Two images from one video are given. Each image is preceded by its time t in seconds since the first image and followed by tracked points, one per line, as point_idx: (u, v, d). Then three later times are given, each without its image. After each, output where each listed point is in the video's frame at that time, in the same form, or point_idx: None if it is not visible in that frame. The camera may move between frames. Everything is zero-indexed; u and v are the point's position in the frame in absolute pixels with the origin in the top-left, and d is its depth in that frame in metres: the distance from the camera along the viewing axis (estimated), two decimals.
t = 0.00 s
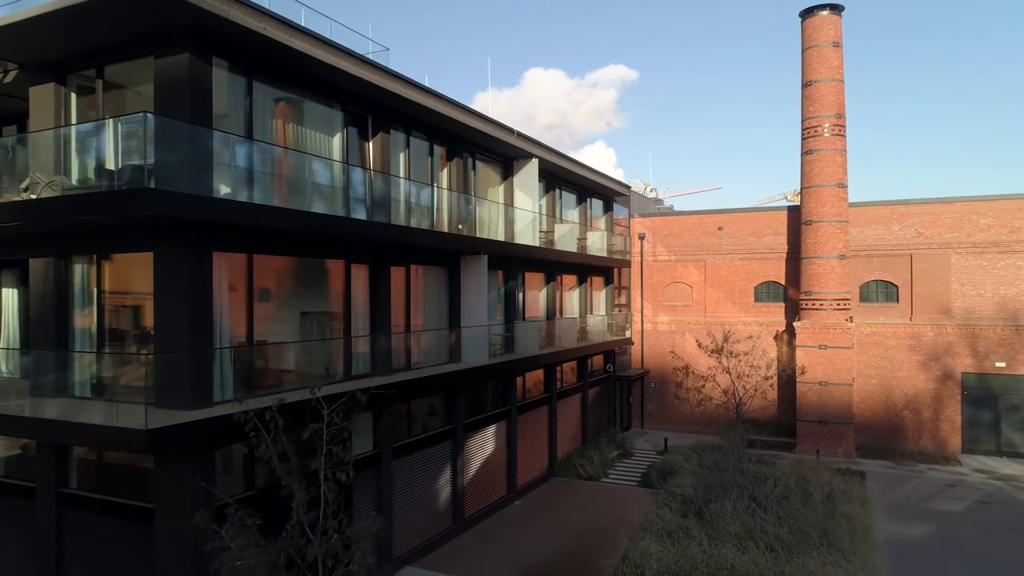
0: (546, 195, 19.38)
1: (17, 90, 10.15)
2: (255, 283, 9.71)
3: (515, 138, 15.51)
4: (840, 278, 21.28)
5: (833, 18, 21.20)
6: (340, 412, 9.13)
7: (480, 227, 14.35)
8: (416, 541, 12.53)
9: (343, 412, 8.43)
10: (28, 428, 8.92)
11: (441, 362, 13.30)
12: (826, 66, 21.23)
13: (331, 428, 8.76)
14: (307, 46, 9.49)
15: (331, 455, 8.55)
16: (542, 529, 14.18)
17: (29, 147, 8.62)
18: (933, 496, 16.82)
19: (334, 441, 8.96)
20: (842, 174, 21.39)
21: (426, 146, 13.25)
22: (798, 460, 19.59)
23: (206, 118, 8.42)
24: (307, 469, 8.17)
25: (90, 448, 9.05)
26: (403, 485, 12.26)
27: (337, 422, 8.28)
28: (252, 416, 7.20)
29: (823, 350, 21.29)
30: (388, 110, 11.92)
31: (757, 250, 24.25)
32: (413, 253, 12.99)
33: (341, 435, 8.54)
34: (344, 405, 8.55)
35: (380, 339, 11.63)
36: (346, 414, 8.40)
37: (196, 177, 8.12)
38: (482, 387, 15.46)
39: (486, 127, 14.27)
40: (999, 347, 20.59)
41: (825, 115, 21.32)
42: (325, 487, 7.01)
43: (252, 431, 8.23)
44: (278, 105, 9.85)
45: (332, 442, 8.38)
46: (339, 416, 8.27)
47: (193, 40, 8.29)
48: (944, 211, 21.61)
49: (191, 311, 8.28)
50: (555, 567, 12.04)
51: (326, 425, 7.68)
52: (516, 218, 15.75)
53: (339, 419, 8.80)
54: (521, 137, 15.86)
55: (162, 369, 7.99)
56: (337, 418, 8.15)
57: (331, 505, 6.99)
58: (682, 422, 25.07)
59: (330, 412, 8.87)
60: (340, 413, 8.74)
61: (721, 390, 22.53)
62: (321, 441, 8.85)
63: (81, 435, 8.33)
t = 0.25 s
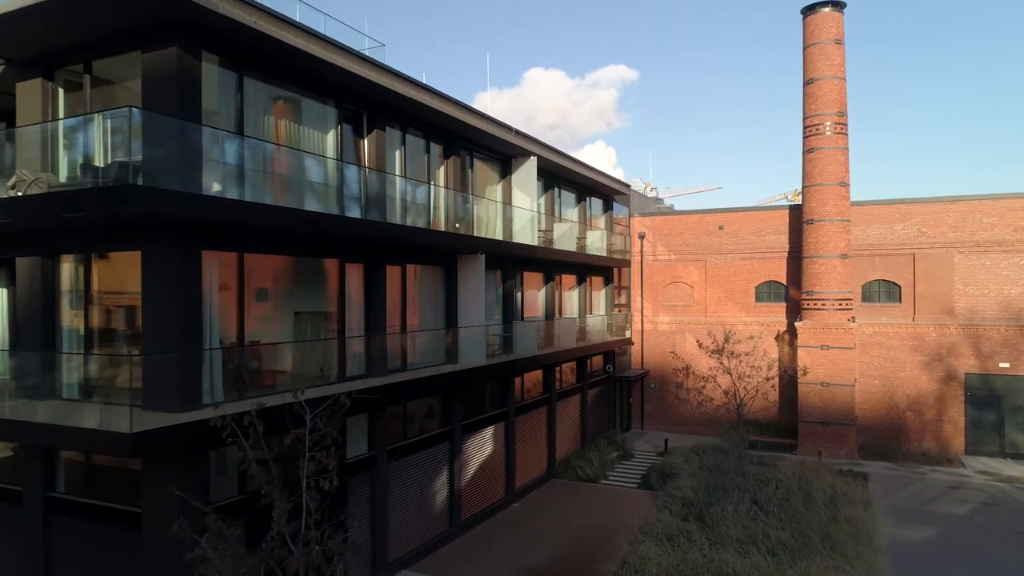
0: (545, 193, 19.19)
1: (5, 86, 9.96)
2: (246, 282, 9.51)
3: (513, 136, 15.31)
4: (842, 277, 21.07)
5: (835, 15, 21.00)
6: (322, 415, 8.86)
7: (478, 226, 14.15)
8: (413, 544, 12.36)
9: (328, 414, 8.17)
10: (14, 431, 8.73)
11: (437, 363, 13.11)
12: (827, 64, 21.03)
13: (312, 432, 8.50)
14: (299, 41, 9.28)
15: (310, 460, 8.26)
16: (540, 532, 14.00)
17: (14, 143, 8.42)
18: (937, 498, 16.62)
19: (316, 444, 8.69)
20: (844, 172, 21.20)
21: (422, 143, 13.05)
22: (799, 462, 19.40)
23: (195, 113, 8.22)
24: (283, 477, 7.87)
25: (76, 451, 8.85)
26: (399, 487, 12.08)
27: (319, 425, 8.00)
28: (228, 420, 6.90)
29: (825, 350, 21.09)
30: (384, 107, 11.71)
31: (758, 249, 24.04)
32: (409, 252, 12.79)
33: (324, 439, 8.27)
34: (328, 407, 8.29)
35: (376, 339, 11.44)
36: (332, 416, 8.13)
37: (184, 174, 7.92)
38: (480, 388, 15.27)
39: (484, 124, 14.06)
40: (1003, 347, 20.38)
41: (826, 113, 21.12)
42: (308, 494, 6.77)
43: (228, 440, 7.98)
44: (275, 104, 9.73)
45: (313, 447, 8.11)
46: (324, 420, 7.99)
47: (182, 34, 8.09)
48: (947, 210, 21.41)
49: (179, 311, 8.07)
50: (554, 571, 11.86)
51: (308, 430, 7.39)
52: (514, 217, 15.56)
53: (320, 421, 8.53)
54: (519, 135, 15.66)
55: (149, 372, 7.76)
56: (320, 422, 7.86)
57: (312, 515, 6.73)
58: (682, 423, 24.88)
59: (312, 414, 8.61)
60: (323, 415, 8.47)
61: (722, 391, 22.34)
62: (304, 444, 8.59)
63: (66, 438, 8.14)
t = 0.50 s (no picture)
0: (544, 192, 18.98)
1: None
2: (237, 281, 9.30)
3: (511, 134, 15.11)
4: (844, 277, 20.87)
5: (837, 12, 20.80)
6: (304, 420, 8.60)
7: (476, 225, 13.94)
8: (409, 547, 12.18)
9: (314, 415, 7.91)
10: None
11: (434, 363, 12.91)
12: (829, 61, 20.82)
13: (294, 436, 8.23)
14: (291, 35, 9.06)
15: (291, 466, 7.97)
16: (540, 535, 13.84)
17: None
18: (940, 501, 16.41)
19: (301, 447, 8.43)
20: (846, 171, 21.00)
21: (418, 140, 12.84)
22: (801, 463, 19.20)
23: (184, 108, 8.02)
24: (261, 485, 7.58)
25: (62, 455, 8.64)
26: (394, 490, 11.89)
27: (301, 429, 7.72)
28: (204, 425, 6.59)
29: (827, 350, 20.88)
30: (379, 103, 11.50)
31: (759, 248, 23.84)
32: (405, 251, 12.59)
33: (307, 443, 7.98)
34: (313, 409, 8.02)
35: (371, 339, 11.22)
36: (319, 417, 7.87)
37: (172, 170, 7.71)
38: (478, 388, 15.08)
39: (481, 121, 13.86)
40: (1007, 347, 20.16)
41: (828, 111, 20.91)
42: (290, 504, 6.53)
43: (206, 445, 7.72)
44: (273, 103, 9.62)
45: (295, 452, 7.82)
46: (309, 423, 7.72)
47: (170, 27, 7.89)
48: (950, 209, 21.20)
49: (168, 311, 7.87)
50: None
51: (290, 434, 7.09)
52: (512, 215, 15.36)
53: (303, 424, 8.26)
54: (517, 132, 15.46)
55: (137, 372, 7.56)
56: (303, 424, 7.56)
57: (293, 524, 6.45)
58: (683, 423, 24.68)
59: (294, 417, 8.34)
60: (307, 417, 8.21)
61: (722, 392, 22.14)
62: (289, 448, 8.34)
63: (50, 442, 7.93)
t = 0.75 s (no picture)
0: (543, 190, 18.79)
1: None
2: (228, 280, 9.09)
3: (509, 131, 14.91)
4: (846, 276, 20.68)
5: (838, 9, 20.60)
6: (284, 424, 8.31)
7: (473, 223, 13.74)
8: (405, 550, 12.00)
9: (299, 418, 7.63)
10: None
11: (430, 364, 12.69)
12: (831, 59, 20.63)
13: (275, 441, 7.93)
14: (283, 28, 8.86)
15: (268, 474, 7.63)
16: (538, 537, 13.67)
17: None
18: (944, 503, 16.22)
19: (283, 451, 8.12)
20: (847, 169, 20.80)
21: (415, 137, 12.65)
22: (802, 465, 19.01)
23: (172, 102, 7.81)
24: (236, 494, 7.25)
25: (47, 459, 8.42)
26: (390, 492, 11.71)
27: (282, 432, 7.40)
28: (176, 430, 6.25)
29: (829, 351, 20.69)
30: (374, 99, 11.30)
31: (760, 247, 23.64)
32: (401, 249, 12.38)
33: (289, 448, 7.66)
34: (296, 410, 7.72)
35: (366, 340, 11.01)
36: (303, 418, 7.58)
37: (158, 166, 7.49)
38: (476, 389, 14.90)
39: (479, 118, 13.66)
40: (1010, 347, 19.96)
41: (830, 109, 20.72)
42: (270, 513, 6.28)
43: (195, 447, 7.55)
44: (272, 101, 9.54)
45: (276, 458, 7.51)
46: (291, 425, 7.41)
47: (158, 20, 7.70)
48: (953, 207, 20.99)
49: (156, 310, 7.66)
50: None
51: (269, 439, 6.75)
52: (510, 214, 15.17)
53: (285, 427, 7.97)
54: (515, 129, 15.27)
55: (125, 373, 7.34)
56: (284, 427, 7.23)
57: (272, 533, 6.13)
58: (683, 424, 24.49)
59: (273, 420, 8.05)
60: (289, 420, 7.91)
61: (723, 392, 21.95)
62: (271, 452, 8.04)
63: (33, 445, 7.73)
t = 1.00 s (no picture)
0: (542, 188, 18.56)
1: None
2: (217, 280, 8.88)
3: (507, 128, 14.68)
4: (848, 275, 20.44)
5: (841, 5, 20.37)
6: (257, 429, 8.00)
7: (470, 221, 13.51)
8: (401, 554, 11.78)
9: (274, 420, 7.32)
10: None
11: (426, 364, 12.45)
12: (833, 56, 20.40)
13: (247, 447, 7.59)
14: (273, 20, 8.61)
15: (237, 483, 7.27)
16: (536, 540, 13.46)
17: None
18: (948, 505, 15.99)
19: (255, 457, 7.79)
20: (850, 167, 20.58)
21: (410, 134, 12.42)
22: (804, 467, 18.78)
23: (157, 95, 7.56)
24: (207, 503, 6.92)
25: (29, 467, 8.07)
26: (384, 495, 11.49)
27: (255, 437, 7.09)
28: (140, 436, 5.92)
29: (831, 351, 20.46)
30: (368, 95, 11.06)
31: (762, 247, 23.41)
32: (395, 247, 12.13)
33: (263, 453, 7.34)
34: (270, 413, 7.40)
35: (359, 340, 10.77)
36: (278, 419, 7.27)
37: (142, 160, 7.23)
38: (473, 389, 14.67)
39: (476, 115, 13.42)
40: (1015, 347, 19.73)
41: (832, 107, 20.49)
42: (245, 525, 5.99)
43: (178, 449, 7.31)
44: (269, 100, 9.41)
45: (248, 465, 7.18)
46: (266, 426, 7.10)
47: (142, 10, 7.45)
48: (957, 206, 20.76)
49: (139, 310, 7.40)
50: None
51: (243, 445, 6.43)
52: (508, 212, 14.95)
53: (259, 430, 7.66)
54: (513, 126, 15.04)
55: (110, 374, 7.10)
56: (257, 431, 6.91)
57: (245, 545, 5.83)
58: (684, 425, 24.26)
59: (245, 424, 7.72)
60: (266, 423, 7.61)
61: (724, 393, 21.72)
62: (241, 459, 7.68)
63: (14, 448, 7.49)
